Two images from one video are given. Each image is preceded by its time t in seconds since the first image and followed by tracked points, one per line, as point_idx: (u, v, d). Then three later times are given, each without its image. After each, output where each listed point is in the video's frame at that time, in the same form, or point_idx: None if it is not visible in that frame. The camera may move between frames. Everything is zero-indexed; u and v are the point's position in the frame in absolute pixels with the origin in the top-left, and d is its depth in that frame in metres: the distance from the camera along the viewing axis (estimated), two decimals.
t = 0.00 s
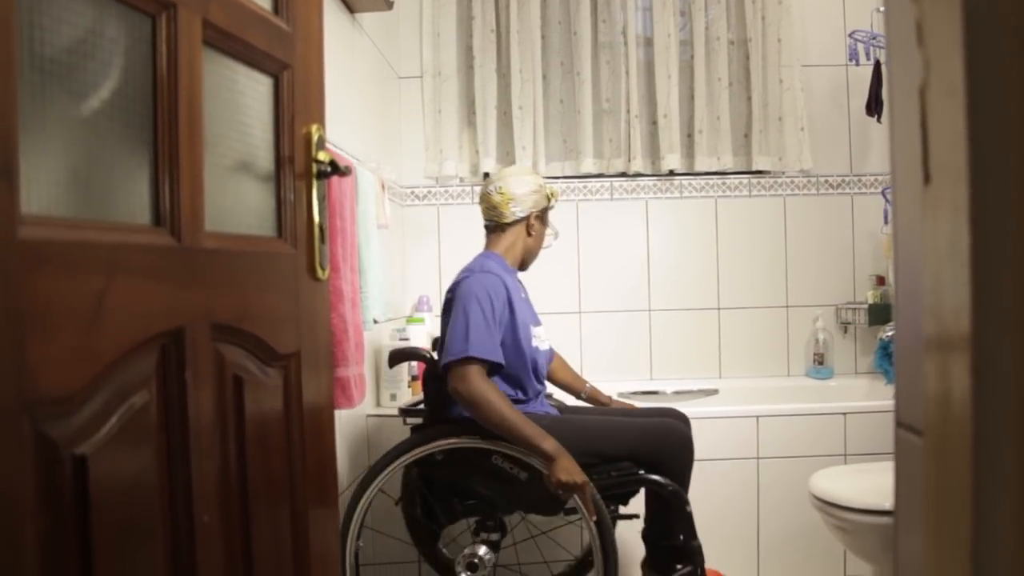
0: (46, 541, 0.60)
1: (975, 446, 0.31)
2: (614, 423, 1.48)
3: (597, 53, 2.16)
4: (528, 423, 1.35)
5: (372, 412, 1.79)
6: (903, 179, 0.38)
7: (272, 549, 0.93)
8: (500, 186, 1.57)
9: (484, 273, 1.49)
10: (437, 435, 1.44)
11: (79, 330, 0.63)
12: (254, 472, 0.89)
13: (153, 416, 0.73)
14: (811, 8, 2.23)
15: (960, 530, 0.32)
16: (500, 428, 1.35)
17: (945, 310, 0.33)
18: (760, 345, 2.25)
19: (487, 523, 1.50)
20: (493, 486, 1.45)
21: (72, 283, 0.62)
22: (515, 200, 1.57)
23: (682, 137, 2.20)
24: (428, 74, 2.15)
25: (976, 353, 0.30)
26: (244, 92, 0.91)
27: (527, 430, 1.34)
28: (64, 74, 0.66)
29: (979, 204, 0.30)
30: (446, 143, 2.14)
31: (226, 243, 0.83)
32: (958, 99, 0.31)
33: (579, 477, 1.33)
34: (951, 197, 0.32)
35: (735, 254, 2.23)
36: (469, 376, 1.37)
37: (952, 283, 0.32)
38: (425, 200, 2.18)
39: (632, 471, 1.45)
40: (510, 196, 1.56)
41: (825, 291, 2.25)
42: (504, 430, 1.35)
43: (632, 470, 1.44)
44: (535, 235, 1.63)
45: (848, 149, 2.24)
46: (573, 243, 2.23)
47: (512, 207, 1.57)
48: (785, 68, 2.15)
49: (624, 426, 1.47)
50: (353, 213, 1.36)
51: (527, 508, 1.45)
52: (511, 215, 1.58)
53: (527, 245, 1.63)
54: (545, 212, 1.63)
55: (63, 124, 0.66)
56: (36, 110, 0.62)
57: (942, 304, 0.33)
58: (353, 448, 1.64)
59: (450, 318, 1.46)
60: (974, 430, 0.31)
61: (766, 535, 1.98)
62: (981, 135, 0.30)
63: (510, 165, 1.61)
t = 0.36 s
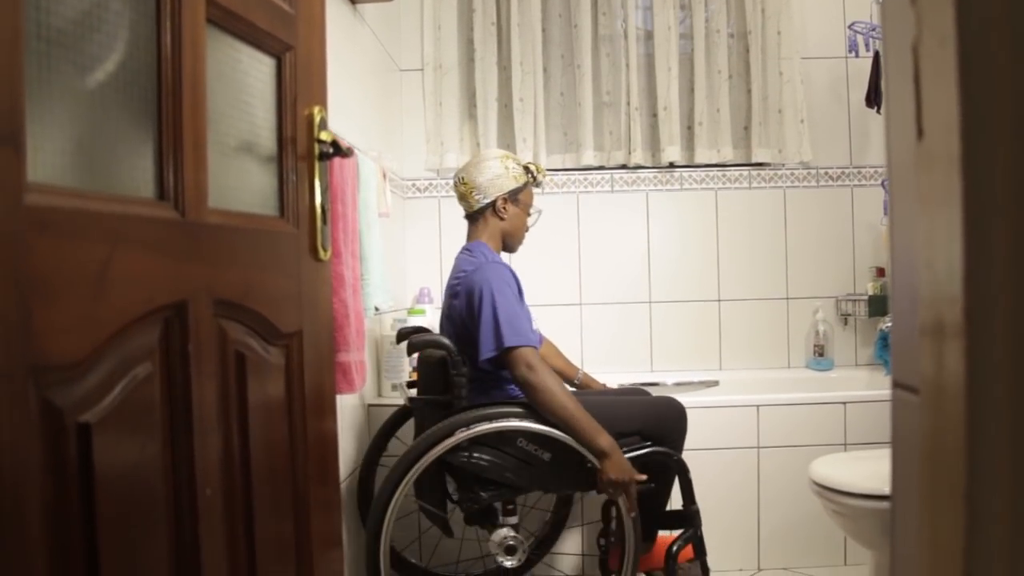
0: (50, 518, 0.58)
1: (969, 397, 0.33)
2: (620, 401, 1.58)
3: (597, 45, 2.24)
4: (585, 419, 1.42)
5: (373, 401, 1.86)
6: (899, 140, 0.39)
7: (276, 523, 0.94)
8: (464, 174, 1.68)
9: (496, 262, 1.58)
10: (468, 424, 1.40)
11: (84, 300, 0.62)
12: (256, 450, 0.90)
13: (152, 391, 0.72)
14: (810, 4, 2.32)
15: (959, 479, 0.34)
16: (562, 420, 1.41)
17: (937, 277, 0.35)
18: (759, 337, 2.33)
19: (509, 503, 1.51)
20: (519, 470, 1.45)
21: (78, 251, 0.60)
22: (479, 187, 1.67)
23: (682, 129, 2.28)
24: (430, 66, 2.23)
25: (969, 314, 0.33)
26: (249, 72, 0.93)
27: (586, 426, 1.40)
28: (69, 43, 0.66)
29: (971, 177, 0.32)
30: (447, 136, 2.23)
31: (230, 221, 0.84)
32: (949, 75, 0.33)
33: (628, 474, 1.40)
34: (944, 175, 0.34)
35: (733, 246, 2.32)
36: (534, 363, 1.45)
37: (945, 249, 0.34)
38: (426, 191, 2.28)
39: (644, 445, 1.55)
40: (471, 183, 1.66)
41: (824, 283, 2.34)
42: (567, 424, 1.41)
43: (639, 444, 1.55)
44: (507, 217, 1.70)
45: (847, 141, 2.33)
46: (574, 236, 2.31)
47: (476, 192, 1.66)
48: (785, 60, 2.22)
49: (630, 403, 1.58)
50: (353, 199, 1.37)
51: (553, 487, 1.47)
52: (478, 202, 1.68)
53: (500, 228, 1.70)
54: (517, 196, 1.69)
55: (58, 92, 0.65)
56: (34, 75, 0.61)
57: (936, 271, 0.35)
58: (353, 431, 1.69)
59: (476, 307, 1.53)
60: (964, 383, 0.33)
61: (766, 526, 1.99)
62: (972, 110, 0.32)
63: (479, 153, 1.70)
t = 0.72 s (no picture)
0: (52, 512, 0.58)
1: (968, 399, 0.33)
2: (627, 398, 1.59)
3: (597, 45, 2.25)
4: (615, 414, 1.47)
5: (373, 400, 1.86)
6: (899, 137, 0.39)
7: (276, 521, 0.94)
8: (487, 176, 1.69)
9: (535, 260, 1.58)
10: (491, 424, 1.39)
11: (84, 296, 0.61)
12: (257, 448, 0.90)
13: (152, 388, 0.72)
14: (810, 4, 2.33)
15: (956, 478, 0.34)
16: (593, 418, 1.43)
17: (937, 275, 0.35)
18: (759, 337, 2.33)
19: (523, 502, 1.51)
20: (537, 469, 1.45)
21: (79, 247, 0.60)
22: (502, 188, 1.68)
23: (682, 128, 2.28)
24: (431, 66, 2.24)
25: (968, 311, 0.33)
26: (250, 69, 0.93)
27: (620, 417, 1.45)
28: (69, 40, 0.66)
29: (971, 176, 0.32)
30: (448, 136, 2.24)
31: (231, 217, 0.84)
32: (949, 70, 0.33)
33: (647, 469, 1.45)
34: (945, 174, 0.34)
35: (733, 246, 2.32)
36: (568, 362, 1.46)
37: (945, 250, 0.34)
38: (427, 191, 2.29)
39: (652, 441, 1.56)
40: (494, 184, 1.67)
41: (825, 283, 2.34)
42: (597, 421, 1.43)
43: (646, 440, 1.56)
44: (529, 219, 1.70)
45: (847, 141, 2.34)
46: (574, 236, 2.31)
47: (499, 193, 1.67)
48: (786, 60, 2.22)
49: (637, 400, 1.59)
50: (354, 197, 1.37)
51: (570, 485, 1.47)
52: (500, 203, 1.69)
53: (521, 229, 1.70)
54: (539, 198, 1.70)
55: (58, 88, 0.65)
56: (34, 71, 0.61)
57: (935, 270, 0.35)
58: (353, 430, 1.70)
59: (519, 302, 1.52)
60: (965, 385, 0.33)
61: (766, 526, 1.99)
62: (972, 107, 0.32)
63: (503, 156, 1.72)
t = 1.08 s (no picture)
0: (52, 511, 0.58)
1: (968, 399, 0.33)
2: (629, 399, 1.59)
3: (597, 45, 2.25)
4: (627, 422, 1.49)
5: (372, 400, 1.86)
6: (899, 137, 0.39)
7: (277, 520, 0.95)
8: (498, 174, 1.69)
9: (543, 264, 1.58)
10: (490, 424, 1.39)
11: (84, 296, 0.61)
12: (257, 448, 0.90)
13: (152, 388, 0.72)
14: (811, 4, 2.32)
15: (956, 478, 0.34)
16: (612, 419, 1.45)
17: (937, 275, 0.35)
18: (759, 337, 2.33)
19: (523, 502, 1.51)
20: (536, 469, 1.45)
21: (79, 247, 0.60)
22: (511, 187, 1.68)
23: (682, 128, 2.28)
24: (431, 66, 2.24)
25: (968, 311, 0.33)
26: (249, 70, 0.93)
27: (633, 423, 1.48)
28: (69, 40, 0.66)
29: (971, 175, 0.32)
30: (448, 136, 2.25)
31: (231, 217, 0.84)
32: (949, 69, 0.33)
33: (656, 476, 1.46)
34: (946, 174, 0.34)
35: (733, 246, 2.32)
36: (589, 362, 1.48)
37: (945, 249, 0.34)
38: (427, 191, 2.29)
39: (652, 441, 1.56)
40: (505, 182, 1.67)
41: (826, 283, 2.34)
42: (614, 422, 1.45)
43: (646, 441, 1.56)
44: (536, 221, 1.71)
45: (847, 141, 2.34)
46: (575, 235, 2.31)
47: (507, 191, 1.67)
48: (786, 60, 2.22)
49: (638, 402, 1.59)
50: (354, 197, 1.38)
51: (569, 485, 1.47)
52: (508, 202, 1.69)
53: (528, 231, 1.71)
54: (547, 201, 1.71)
55: (58, 88, 0.65)
56: (34, 71, 0.61)
57: (936, 270, 0.35)
58: (353, 429, 1.70)
59: (530, 308, 1.52)
60: (965, 384, 0.33)
61: (766, 526, 1.99)
62: (972, 108, 0.32)
63: (516, 156, 1.72)
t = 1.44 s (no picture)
0: (52, 511, 0.58)
1: (967, 399, 0.33)
2: (629, 400, 1.58)
3: (598, 46, 2.25)
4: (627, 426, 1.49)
5: (372, 401, 1.86)
6: (899, 137, 0.39)
7: (278, 520, 0.95)
8: (495, 172, 1.69)
9: (542, 266, 1.59)
10: (489, 424, 1.39)
11: (84, 296, 0.61)
12: (257, 448, 0.90)
13: (153, 388, 0.72)
14: (811, 4, 2.32)
15: (956, 476, 0.34)
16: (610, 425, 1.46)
17: (937, 274, 0.35)
18: (759, 337, 2.33)
19: (522, 502, 1.51)
20: (536, 470, 1.45)
21: (79, 247, 0.60)
22: (508, 187, 1.68)
23: (682, 128, 2.29)
24: (431, 66, 2.24)
25: (968, 311, 0.33)
26: (249, 70, 0.93)
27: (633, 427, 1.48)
28: (69, 40, 0.66)
29: (971, 174, 0.32)
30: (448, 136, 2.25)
31: (231, 217, 0.84)
32: (948, 68, 0.33)
33: (654, 481, 1.46)
34: (946, 173, 0.34)
35: (733, 246, 2.32)
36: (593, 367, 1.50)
37: (945, 249, 0.34)
38: (427, 191, 2.29)
39: (651, 442, 1.56)
40: (503, 182, 1.67)
41: (826, 284, 2.34)
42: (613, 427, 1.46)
43: (646, 441, 1.56)
44: (530, 221, 1.71)
45: (847, 141, 2.34)
46: (575, 236, 2.31)
47: (505, 190, 1.67)
48: (786, 60, 2.22)
49: (637, 402, 1.58)
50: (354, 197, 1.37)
51: (569, 485, 1.47)
52: (504, 202, 1.69)
53: (523, 232, 1.71)
54: (542, 202, 1.71)
55: (58, 88, 0.65)
56: (34, 71, 0.61)
57: (935, 270, 0.35)
58: (353, 429, 1.70)
59: (533, 309, 1.52)
60: (965, 383, 0.33)
61: (766, 526, 1.99)
62: (972, 109, 0.32)
63: (513, 156, 1.72)
